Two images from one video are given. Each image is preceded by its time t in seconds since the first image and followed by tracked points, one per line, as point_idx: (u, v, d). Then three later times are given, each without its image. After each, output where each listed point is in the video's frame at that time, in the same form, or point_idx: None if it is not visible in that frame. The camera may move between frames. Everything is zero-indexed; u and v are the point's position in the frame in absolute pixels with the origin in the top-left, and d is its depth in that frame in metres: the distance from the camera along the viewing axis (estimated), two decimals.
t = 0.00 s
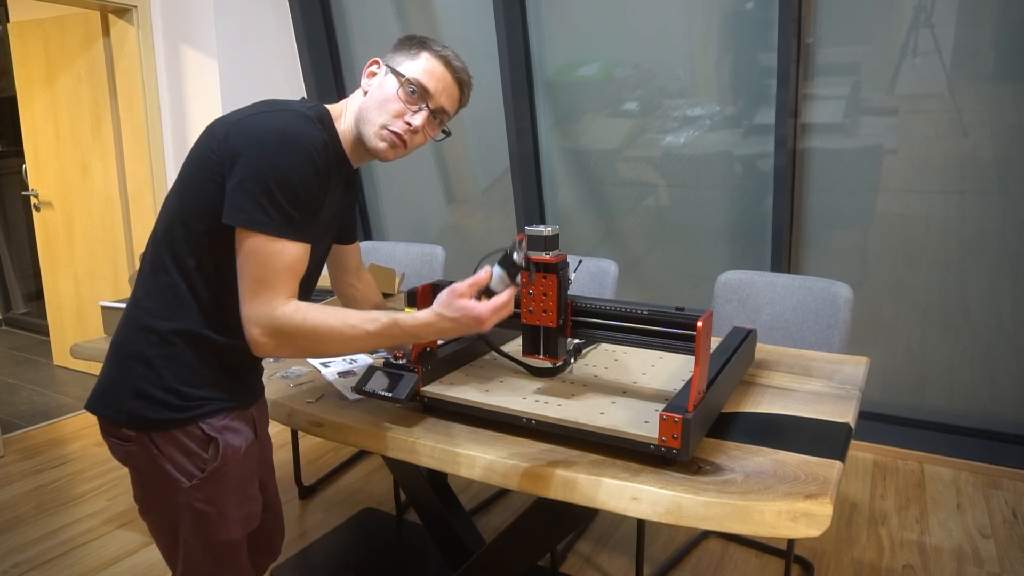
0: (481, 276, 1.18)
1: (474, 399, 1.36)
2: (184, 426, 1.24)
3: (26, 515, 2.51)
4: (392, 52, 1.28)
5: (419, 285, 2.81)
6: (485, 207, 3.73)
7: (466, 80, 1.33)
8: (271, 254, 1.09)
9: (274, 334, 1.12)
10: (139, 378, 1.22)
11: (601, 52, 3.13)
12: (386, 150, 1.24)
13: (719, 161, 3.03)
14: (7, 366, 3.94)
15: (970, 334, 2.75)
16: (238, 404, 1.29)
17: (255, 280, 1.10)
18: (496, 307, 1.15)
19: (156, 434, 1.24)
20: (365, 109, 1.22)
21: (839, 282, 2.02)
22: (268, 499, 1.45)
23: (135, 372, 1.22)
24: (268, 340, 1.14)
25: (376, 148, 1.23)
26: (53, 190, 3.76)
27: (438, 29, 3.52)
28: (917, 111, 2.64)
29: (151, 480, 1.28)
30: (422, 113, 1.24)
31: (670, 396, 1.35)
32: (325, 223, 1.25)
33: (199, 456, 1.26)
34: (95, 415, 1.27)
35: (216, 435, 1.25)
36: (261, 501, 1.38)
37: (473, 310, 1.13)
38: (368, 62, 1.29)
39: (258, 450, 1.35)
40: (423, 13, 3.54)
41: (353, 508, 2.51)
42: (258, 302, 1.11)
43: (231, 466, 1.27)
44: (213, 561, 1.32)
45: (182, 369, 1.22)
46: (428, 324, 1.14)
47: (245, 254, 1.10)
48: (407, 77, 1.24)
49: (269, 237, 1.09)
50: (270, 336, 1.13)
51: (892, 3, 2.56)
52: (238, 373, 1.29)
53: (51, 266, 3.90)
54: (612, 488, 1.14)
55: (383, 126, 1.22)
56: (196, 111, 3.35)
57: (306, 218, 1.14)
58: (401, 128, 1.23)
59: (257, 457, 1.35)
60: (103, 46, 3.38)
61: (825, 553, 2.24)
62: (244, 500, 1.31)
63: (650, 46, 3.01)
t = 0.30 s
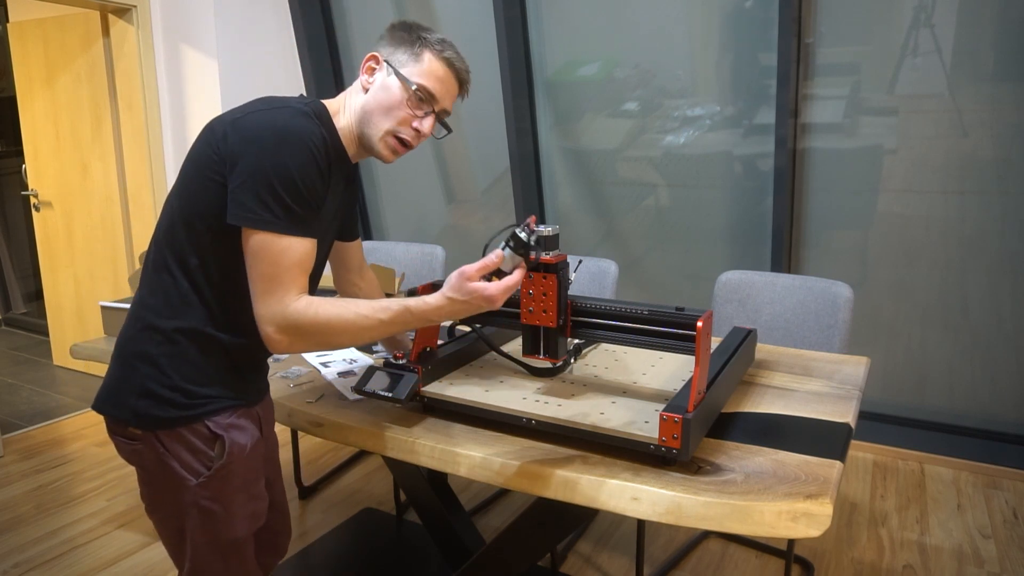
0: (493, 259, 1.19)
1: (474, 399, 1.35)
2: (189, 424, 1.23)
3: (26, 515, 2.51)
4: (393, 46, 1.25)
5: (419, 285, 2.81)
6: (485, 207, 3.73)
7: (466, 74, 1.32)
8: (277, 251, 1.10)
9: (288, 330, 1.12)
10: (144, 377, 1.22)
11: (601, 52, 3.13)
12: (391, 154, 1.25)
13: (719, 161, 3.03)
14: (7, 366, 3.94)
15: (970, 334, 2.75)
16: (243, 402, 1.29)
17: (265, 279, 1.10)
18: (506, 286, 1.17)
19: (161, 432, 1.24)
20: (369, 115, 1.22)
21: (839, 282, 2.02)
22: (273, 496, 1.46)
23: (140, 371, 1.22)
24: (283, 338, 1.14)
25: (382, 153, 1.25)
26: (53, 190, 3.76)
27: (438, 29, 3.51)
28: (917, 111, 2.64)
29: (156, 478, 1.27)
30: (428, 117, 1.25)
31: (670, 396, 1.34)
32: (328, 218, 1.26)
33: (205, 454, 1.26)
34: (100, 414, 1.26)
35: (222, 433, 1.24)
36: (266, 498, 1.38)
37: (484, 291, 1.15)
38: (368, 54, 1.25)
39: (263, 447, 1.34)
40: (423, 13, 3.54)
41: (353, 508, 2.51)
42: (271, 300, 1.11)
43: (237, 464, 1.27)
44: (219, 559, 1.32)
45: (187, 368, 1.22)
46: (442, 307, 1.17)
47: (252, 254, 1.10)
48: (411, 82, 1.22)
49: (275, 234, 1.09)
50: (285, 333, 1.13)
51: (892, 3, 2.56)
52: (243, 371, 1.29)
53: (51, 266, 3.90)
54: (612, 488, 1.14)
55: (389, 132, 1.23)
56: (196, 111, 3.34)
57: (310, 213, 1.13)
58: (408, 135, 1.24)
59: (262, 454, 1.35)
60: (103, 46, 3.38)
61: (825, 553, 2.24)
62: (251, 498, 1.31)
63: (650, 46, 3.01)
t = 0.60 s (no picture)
0: (498, 266, 1.19)
1: (475, 399, 1.35)
2: (189, 424, 1.23)
3: (26, 515, 2.51)
4: (387, 42, 1.23)
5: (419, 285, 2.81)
6: (485, 207, 3.73)
7: (461, 68, 1.31)
8: (278, 250, 1.10)
9: (291, 330, 1.13)
10: (144, 376, 1.22)
11: (601, 52, 3.13)
12: (390, 153, 1.27)
13: (719, 161, 3.03)
14: (7, 366, 3.94)
15: (970, 334, 2.75)
16: (242, 402, 1.29)
17: (267, 278, 1.10)
18: (508, 292, 1.18)
19: (161, 432, 1.24)
20: (368, 118, 1.22)
21: (839, 282, 2.02)
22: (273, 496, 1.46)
23: (140, 371, 1.22)
24: (286, 338, 1.14)
25: (383, 153, 1.26)
26: (53, 190, 3.76)
27: (438, 29, 3.51)
28: (917, 111, 2.64)
29: (156, 478, 1.27)
30: (426, 118, 1.25)
31: (670, 396, 1.34)
32: (326, 216, 1.26)
33: (204, 454, 1.26)
34: (100, 414, 1.26)
35: (221, 433, 1.24)
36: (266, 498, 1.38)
37: (488, 296, 1.16)
38: (363, 52, 1.23)
39: (263, 447, 1.35)
40: (423, 13, 3.54)
41: (352, 508, 2.51)
42: (273, 300, 1.11)
43: (236, 464, 1.27)
44: (219, 559, 1.31)
45: (187, 367, 1.22)
46: (445, 313, 1.17)
47: (253, 253, 1.10)
48: (409, 83, 1.21)
49: (275, 233, 1.09)
50: (287, 333, 1.13)
51: (892, 3, 2.56)
52: (243, 370, 1.29)
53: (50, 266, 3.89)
54: (612, 488, 1.14)
55: (389, 133, 1.24)
56: (196, 111, 3.34)
57: (310, 211, 1.13)
58: (407, 135, 1.25)
59: (262, 454, 1.35)
60: (103, 46, 3.38)
61: (825, 553, 2.24)
62: (250, 497, 1.31)
63: (650, 46, 3.01)
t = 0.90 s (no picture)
0: (499, 254, 1.19)
1: (474, 399, 1.35)
2: (188, 423, 1.23)
3: (26, 515, 2.51)
4: (378, 38, 1.26)
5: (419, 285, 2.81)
6: (485, 207, 3.73)
7: (454, 62, 1.30)
8: (279, 247, 1.10)
9: (294, 327, 1.13)
10: (143, 376, 1.22)
11: (601, 52, 3.13)
12: (379, 143, 1.24)
13: (719, 161, 3.03)
14: (7, 366, 3.94)
15: (970, 334, 2.75)
16: (243, 401, 1.29)
17: (269, 275, 1.10)
18: (509, 277, 1.19)
19: (160, 431, 1.24)
20: (355, 104, 1.22)
21: (839, 282, 2.02)
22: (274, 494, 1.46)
23: (139, 370, 1.22)
24: (289, 334, 1.14)
25: (371, 142, 1.24)
26: (53, 190, 3.76)
27: (438, 28, 3.51)
28: (917, 111, 2.64)
29: (156, 477, 1.27)
30: (413, 104, 1.23)
31: (670, 396, 1.34)
32: (326, 214, 1.26)
33: (204, 453, 1.26)
34: (101, 414, 1.26)
35: (221, 432, 1.24)
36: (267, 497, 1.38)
37: (491, 284, 1.17)
38: (355, 50, 1.27)
39: (263, 446, 1.34)
40: (423, 13, 3.54)
41: (352, 508, 2.51)
42: (276, 297, 1.11)
43: (236, 462, 1.27)
44: (221, 559, 1.31)
45: (186, 367, 1.22)
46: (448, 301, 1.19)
47: (254, 251, 1.10)
48: (394, 68, 1.22)
49: (276, 231, 1.09)
50: (290, 329, 1.13)
51: (892, 3, 2.56)
52: (243, 369, 1.28)
53: (51, 266, 3.89)
54: (612, 488, 1.14)
55: (375, 120, 1.22)
56: (197, 111, 3.34)
57: (310, 207, 1.13)
58: (393, 120, 1.23)
59: (261, 453, 1.35)
60: (103, 46, 3.38)
61: (825, 553, 2.24)
62: (251, 496, 1.31)
63: (650, 46, 3.01)
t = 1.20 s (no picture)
0: (501, 244, 1.18)
1: (474, 398, 1.35)
2: (186, 422, 1.23)
3: (26, 515, 2.51)
4: (376, 39, 1.28)
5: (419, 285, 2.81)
6: (485, 207, 3.73)
7: (453, 63, 1.32)
8: (281, 245, 1.10)
9: (298, 323, 1.13)
10: (143, 375, 1.22)
11: (601, 52, 3.13)
12: (374, 139, 1.23)
13: (719, 161, 3.03)
14: (7, 366, 3.94)
15: (970, 334, 2.75)
16: (243, 401, 1.29)
17: (271, 273, 1.10)
18: (512, 269, 1.18)
19: (159, 430, 1.24)
20: (351, 99, 1.22)
21: (839, 282, 2.02)
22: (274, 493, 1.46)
23: (139, 370, 1.22)
24: (293, 331, 1.14)
25: (365, 137, 1.22)
26: (53, 190, 3.76)
27: (438, 28, 3.51)
28: (917, 111, 2.64)
29: (156, 476, 1.27)
30: (409, 98, 1.24)
31: (670, 396, 1.34)
32: (327, 212, 1.26)
33: (202, 452, 1.25)
34: (101, 412, 1.27)
35: (218, 431, 1.24)
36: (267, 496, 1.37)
37: (493, 275, 1.16)
38: (354, 50, 1.28)
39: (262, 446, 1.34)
40: (423, 13, 3.54)
41: (352, 507, 2.51)
42: (279, 295, 1.11)
43: (233, 462, 1.26)
44: (219, 558, 1.31)
45: (185, 366, 1.22)
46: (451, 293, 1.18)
47: (255, 249, 1.10)
48: (391, 63, 1.23)
49: (277, 228, 1.09)
50: (295, 326, 1.13)
51: (893, 3, 2.56)
52: (244, 368, 1.28)
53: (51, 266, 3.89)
54: (612, 488, 1.14)
55: (371, 115, 1.21)
56: (197, 111, 3.34)
57: (310, 205, 1.13)
58: (388, 115, 1.22)
59: (261, 452, 1.34)
60: (103, 46, 3.38)
61: (825, 552, 2.24)
62: (249, 496, 1.31)
63: (651, 46, 3.00)
